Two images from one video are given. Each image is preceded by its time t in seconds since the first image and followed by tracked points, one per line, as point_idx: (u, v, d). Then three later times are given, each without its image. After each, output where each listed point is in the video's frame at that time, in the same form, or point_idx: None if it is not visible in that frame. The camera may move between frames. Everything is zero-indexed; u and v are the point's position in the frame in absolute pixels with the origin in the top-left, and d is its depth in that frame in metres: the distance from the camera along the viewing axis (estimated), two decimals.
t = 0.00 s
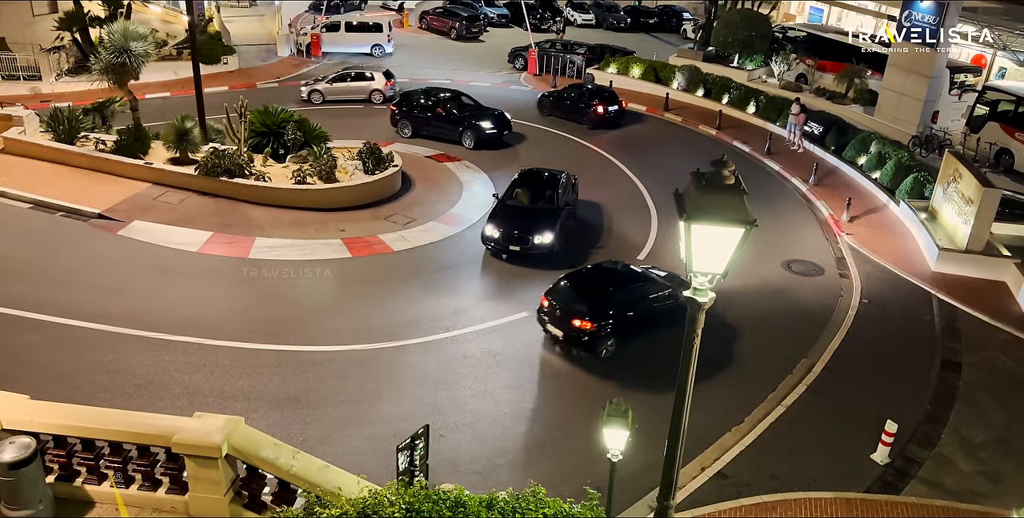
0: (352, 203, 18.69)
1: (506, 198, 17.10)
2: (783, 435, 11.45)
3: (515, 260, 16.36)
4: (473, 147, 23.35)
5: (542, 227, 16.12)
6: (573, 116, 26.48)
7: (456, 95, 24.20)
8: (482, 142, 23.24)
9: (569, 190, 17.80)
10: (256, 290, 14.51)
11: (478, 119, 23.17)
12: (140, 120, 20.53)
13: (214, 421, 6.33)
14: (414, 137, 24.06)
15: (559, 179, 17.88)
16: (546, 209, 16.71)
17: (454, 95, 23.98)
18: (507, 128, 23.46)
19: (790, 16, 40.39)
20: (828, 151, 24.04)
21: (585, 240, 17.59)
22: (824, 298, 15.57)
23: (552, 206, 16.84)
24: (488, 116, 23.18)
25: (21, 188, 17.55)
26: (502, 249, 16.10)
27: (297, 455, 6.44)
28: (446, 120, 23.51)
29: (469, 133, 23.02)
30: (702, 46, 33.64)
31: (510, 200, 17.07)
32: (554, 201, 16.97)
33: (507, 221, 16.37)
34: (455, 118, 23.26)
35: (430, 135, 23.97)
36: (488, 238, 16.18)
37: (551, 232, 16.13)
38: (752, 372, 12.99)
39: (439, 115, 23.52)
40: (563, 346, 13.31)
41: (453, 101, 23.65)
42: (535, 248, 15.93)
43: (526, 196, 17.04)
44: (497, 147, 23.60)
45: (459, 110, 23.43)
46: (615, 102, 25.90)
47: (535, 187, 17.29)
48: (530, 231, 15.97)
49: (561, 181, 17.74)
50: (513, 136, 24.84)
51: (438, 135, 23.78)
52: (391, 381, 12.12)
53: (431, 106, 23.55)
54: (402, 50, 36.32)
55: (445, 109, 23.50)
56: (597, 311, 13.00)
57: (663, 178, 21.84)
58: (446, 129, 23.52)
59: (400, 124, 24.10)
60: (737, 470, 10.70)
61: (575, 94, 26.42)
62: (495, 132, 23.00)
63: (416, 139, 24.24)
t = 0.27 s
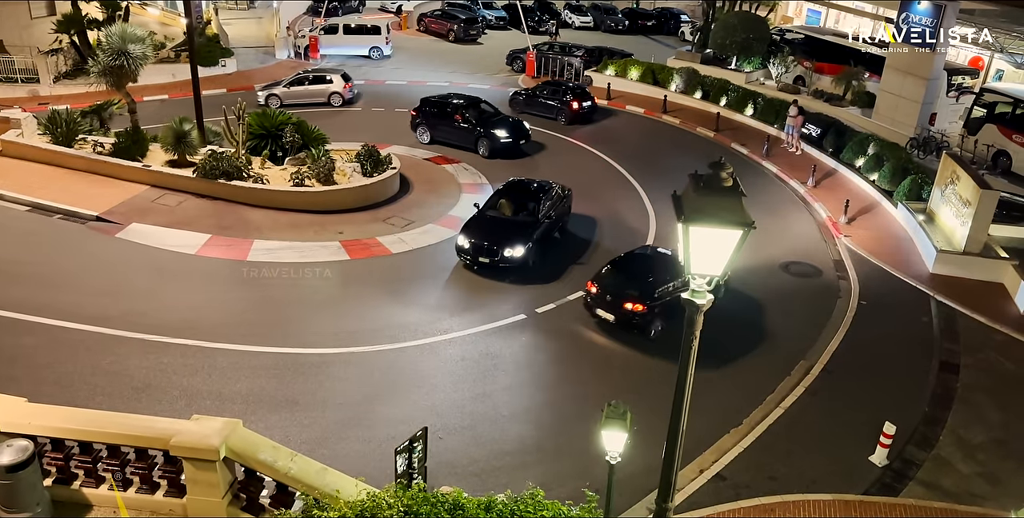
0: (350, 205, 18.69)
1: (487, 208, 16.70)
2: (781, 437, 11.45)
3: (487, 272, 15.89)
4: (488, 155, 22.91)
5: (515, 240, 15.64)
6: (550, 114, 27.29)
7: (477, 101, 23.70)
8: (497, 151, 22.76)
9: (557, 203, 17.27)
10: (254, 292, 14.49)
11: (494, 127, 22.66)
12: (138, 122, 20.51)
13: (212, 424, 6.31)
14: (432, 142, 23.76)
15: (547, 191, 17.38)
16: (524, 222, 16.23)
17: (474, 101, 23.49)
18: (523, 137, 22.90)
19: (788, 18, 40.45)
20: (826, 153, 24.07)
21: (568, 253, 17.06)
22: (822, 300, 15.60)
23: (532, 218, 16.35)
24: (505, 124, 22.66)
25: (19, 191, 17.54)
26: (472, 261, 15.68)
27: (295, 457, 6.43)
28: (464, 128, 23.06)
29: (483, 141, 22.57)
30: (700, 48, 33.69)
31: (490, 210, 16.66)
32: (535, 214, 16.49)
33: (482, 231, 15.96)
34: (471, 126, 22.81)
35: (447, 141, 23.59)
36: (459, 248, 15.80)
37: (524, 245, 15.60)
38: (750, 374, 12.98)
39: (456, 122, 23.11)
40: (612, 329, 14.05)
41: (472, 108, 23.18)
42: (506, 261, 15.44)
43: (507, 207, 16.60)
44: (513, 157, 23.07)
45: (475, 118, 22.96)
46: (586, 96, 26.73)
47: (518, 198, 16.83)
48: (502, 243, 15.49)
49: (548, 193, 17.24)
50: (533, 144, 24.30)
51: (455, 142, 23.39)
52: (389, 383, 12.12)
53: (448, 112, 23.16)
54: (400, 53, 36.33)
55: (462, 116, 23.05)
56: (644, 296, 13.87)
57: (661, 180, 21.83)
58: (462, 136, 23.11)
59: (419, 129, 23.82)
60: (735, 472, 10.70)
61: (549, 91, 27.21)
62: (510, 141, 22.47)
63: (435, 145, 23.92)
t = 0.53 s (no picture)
0: (349, 208, 18.69)
1: (464, 219, 16.24)
2: (780, 440, 11.45)
3: (454, 284, 15.49)
4: (500, 165, 22.42)
5: (480, 253, 15.15)
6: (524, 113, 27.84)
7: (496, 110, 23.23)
8: (509, 162, 22.25)
9: (541, 216, 16.63)
10: (252, 296, 14.48)
11: (510, 138, 22.15)
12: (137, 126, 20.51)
13: (210, 427, 6.31)
14: (448, 151, 23.43)
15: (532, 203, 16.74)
16: (497, 235, 15.69)
17: (493, 111, 23.03)
18: (538, 149, 22.33)
19: (786, 21, 40.53)
20: (824, 156, 24.07)
21: (549, 267, 16.48)
22: (821, 303, 15.62)
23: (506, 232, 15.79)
24: (519, 135, 22.15)
25: (17, 194, 17.53)
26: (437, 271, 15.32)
27: (293, 461, 6.42)
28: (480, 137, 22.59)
29: (496, 151, 22.10)
30: (698, 52, 33.73)
31: (467, 220, 16.20)
32: (511, 227, 15.88)
33: (451, 242, 15.57)
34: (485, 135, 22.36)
35: (463, 150, 23.19)
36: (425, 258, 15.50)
37: (489, 259, 15.09)
38: (749, 378, 12.98)
39: (472, 131, 22.68)
40: (651, 311, 14.84)
41: (488, 117, 22.72)
42: (469, 274, 15.01)
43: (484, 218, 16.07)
44: (527, 168, 22.49)
45: (490, 128, 22.48)
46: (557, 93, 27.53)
47: (498, 209, 16.28)
48: (465, 256, 15.04)
49: (532, 206, 16.58)
50: (552, 155, 23.74)
51: (470, 151, 22.97)
52: (388, 386, 12.11)
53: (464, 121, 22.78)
54: (399, 56, 36.37)
55: (478, 125, 22.61)
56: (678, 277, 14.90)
57: (660, 184, 21.85)
58: (477, 145, 22.68)
59: (437, 136, 23.52)
60: (733, 475, 10.70)
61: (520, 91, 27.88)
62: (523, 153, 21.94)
63: (452, 153, 23.57)
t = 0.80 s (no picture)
0: (348, 211, 18.69)
1: (437, 224, 15.71)
2: (779, 442, 11.45)
3: (415, 293, 15.09)
4: (511, 176, 21.83)
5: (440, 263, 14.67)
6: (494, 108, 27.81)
7: (513, 120, 22.71)
8: (520, 173, 21.67)
9: (521, 228, 16.03)
10: (252, 298, 14.47)
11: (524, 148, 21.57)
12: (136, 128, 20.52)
13: (210, 430, 6.30)
14: (463, 158, 23.03)
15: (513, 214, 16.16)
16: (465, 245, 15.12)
17: (510, 120, 22.55)
18: (550, 161, 21.66)
19: (785, 24, 40.56)
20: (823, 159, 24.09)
21: (524, 279, 15.96)
22: (821, 305, 15.64)
23: (476, 241, 15.21)
24: (532, 146, 21.55)
25: (17, 197, 17.53)
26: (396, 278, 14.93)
27: (292, 464, 6.41)
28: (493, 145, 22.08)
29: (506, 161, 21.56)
30: (697, 54, 33.74)
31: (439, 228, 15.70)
32: (481, 238, 15.29)
33: (417, 250, 15.12)
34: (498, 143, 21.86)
35: (478, 158, 22.73)
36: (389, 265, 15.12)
37: (449, 270, 14.61)
38: (748, 381, 12.97)
39: (485, 139, 22.22)
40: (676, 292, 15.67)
41: (503, 126, 22.23)
42: (428, 284, 14.57)
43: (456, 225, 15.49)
44: (538, 181, 21.86)
45: (504, 137, 21.97)
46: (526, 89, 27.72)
47: (472, 218, 15.70)
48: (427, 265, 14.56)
49: (509, 217, 15.95)
50: (570, 166, 23.05)
51: (483, 159, 22.50)
52: (388, 389, 12.10)
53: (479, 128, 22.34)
54: (399, 59, 36.41)
55: (492, 133, 22.14)
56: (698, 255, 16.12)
57: (659, 186, 21.86)
58: (490, 153, 22.18)
59: (452, 143, 23.18)
60: (733, 477, 10.69)
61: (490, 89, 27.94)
62: (534, 164, 21.35)
63: (467, 160, 23.16)
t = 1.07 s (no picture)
0: (348, 213, 18.69)
1: (407, 230, 15.32)
2: (780, 445, 11.44)
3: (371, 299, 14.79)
4: (520, 188, 21.21)
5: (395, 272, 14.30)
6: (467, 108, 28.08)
7: (532, 131, 22.14)
8: (529, 184, 21.07)
9: (493, 241, 15.49)
10: (252, 301, 14.47)
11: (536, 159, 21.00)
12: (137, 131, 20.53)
13: (210, 433, 6.29)
14: (479, 168, 22.66)
15: (487, 226, 15.62)
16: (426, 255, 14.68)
17: (528, 130, 22.04)
18: (561, 174, 20.97)
19: (785, 27, 40.57)
20: (823, 162, 24.08)
21: (524, 281, 15.96)
22: (821, 307, 15.66)
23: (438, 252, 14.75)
24: (543, 157, 20.95)
25: (17, 199, 17.53)
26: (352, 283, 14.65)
27: (293, 467, 6.40)
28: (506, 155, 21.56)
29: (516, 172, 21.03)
30: (697, 57, 33.75)
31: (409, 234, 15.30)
32: (443, 250, 14.82)
33: (379, 256, 14.79)
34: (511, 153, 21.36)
35: (493, 168, 22.26)
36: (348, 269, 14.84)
37: (401, 280, 14.23)
38: (749, 384, 12.96)
39: (499, 149, 21.77)
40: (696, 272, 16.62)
41: (519, 137, 21.70)
42: (378, 292, 14.23)
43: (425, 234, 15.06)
44: (548, 194, 21.21)
45: (517, 147, 21.46)
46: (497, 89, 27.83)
47: (443, 227, 15.24)
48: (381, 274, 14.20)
49: (480, 229, 15.44)
50: (586, 179, 22.36)
51: (497, 170, 22.04)
52: (388, 391, 12.09)
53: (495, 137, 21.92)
54: (399, 62, 36.44)
55: (507, 143, 21.65)
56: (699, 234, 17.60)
57: (659, 189, 21.87)
58: (501, 163, 21.65)
59: (470, 151, 22.83)
60: (733, 480, 10.68)
61: (463, 88, 27.89)
62: (542, 176, 20.73)
63: (483, 170, 22.75)
